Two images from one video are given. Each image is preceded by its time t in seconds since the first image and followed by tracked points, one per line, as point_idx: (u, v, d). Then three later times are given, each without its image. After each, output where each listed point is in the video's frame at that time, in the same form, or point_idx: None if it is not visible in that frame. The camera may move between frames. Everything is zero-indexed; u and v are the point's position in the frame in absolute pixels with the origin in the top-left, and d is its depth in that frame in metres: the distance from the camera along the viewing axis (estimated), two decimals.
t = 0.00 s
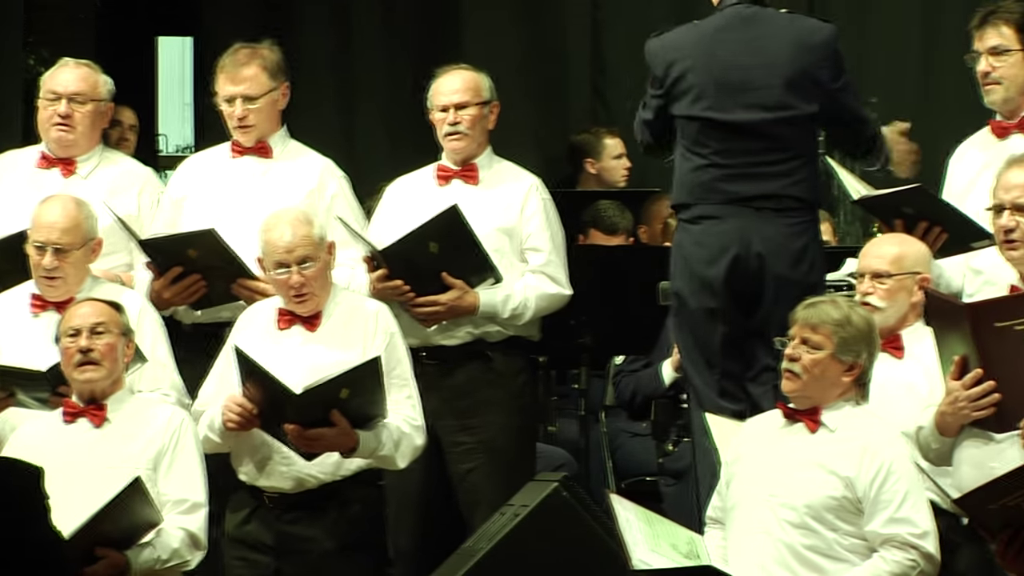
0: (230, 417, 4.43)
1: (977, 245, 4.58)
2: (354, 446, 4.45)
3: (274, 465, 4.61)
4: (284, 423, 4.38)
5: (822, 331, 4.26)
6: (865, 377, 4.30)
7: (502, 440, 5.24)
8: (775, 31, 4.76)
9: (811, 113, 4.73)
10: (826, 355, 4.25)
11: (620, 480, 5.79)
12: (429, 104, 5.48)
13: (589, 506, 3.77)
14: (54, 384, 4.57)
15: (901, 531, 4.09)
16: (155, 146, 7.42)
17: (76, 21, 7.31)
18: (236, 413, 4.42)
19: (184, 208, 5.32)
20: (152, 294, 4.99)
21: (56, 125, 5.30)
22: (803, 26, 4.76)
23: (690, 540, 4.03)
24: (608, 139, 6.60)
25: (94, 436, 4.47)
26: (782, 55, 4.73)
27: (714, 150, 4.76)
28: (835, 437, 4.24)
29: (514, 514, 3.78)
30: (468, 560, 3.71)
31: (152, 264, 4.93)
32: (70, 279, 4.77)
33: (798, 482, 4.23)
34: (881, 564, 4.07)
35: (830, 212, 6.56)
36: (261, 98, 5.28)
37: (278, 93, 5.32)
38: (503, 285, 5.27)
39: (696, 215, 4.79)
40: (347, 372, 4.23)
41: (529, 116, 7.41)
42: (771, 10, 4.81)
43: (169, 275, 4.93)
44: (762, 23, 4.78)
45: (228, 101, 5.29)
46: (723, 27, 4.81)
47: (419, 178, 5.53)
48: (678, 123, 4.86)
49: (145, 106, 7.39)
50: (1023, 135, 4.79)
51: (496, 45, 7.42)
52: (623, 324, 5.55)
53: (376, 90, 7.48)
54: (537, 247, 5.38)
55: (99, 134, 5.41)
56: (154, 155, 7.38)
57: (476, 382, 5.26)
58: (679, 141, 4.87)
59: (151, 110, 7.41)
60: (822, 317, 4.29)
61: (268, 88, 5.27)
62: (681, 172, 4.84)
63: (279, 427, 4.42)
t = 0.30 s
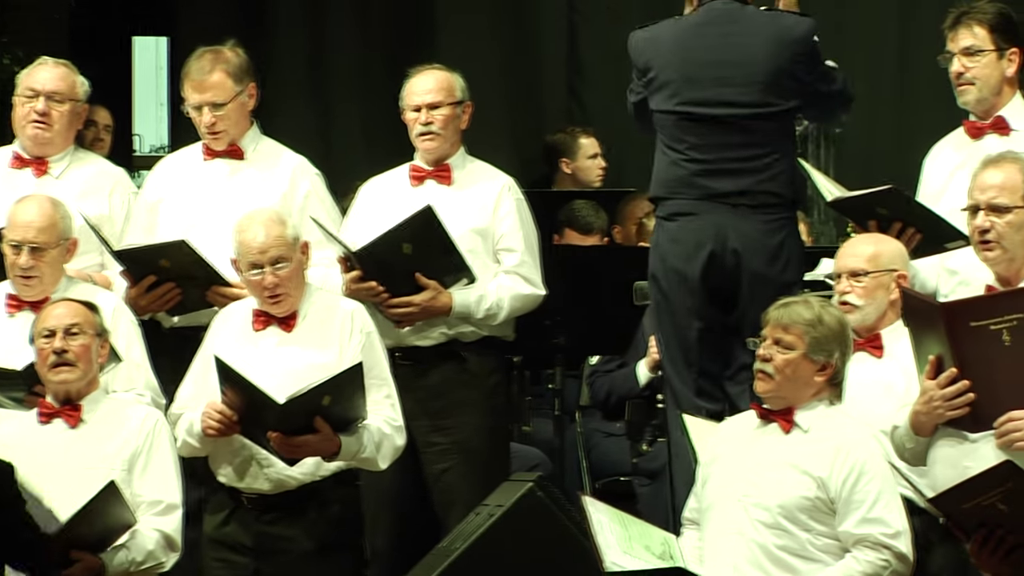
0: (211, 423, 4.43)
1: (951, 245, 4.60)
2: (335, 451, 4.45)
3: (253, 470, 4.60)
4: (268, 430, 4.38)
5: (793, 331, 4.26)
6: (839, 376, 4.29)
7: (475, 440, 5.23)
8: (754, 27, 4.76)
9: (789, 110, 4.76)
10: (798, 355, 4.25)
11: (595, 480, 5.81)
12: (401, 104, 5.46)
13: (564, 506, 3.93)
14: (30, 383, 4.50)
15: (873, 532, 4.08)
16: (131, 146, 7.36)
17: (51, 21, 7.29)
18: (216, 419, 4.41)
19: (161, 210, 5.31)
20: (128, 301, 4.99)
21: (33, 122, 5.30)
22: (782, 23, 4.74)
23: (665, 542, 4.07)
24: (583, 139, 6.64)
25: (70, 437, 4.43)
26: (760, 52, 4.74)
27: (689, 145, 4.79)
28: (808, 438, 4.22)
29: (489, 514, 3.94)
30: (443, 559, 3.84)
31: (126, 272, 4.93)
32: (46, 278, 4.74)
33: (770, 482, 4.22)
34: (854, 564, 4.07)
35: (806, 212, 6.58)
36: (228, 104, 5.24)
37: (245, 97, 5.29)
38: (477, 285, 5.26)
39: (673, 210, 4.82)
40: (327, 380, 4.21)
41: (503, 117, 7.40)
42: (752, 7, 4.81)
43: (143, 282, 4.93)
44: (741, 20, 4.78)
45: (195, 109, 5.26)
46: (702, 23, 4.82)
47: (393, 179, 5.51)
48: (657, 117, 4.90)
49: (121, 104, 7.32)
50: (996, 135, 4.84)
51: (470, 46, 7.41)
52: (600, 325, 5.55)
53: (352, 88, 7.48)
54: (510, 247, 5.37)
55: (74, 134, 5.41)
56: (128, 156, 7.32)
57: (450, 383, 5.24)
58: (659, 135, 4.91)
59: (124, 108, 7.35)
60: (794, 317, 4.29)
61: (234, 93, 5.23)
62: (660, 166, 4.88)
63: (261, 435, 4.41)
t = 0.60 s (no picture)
0: (193, 423, 4.42)
1: (929, 244, 4.62)
2: (319, 450, 4.46)
3: (234, 467, 4.58)
4: (251, 431, 4.39)
5: (768, 330, 4.18)
6: (814, 376, 4.21)
7: (452, 440, 5.22)
8: (740, 32, 4.79)
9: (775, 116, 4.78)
10: (773, 355, 4.16)
11: (572, 480, 5.82)
12: (377, 104, 5.43)
13: (542, 506, 3.80)
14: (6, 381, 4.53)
15: (851, 531, 4.00)
16: (108, 146, 7.44)
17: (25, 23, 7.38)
18: (199, 419, 4.41)
19: (138, 215, 5.30)
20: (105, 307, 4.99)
21: (9, 121, 5.31)
22: (768, 28, 4.79)
23: (643, 543, 4.04)
24: (560, 139, 6.78)
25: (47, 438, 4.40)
26: (747, 57, 4.77)
27: (676, 150, 4.80)
28: (784, 437, 4.14)
29: (466, 515, 3.81)
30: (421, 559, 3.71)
31: (101, 278, 4.92)
32: (23, 277, 4.74)
33: (747, 483, 4.13)
34: (832, 564, 3.98)
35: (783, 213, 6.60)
36: (200, 107, 5.23)
37: (218, 100, 5.27)
38: (453, 285, 5.25)
39: (658, 215, 4.82)
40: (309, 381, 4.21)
41: (481, 118, 7.42)
42: (737, 11, 4.84)
43: (119, 288, 4.92)
44: (727, 24, 4.81)
45: (169, 114, 5.25)
46: (687, 27, 4.85)
47: (370, 179, 5.49)
48: (641, 121, 4.90)
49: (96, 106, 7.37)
50: (974, 135, 4.88)
51: (448, 46, 7.42)
52: (577, 324, 5.58)
53: (330, 88, 7.50)
54: (487, 247, 5.36)
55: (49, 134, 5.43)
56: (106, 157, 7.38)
57: (426, 383, 5.23)
58: (643, 139, 4.91)
59: (101, 109, 7.45)
60: (767, 317, 4.21)
61: (206, 96, 5.22)
62: (644, 171, 4.88)
63: (244, 434, 4.42)
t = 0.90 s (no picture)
0: (171, 425, 4.41)
1: (908, 244, 4.65)
2: (298, 451, 4.46)
3: (212, 468, 4.58)
4: (228, 433, 4.39)
5: (743, 328, 4.11)
6: (790, 374, 4.13)
7: (430, 440, 5.22)
8: (730, 29, 4.77)
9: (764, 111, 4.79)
10: (748, 353, 4.09)
11: (550, 479, 5.83)
12: (354, 103, 5.41)
13: (519, 505, 3.72)
14: None
15: (830, 531, 3.91)
16: (85, 146, 7.49)
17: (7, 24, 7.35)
18: (177, 421, 4.39)
19: (115, 215, 5.31)
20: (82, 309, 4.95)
21: None
22: (759, 26, 4.77)
23: (620, 546, 4.01)
24: (538, 139, 6.82)
25: (27, 439, 4.40)
26: (736, 55, 4.76)
27: (661, 143, 4.82)
28: (761, 437, 4.06)
29: (444, 515, 3.72)
30: (399, 559, 3.62)
31: (77, 278, 4.89)
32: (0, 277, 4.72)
33: (725, 484, 4.04)
34: (814, 563, 3.89)
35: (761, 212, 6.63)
36: (179, 104, 5.23)
37: (197, 98, 5.28)
38: (430, 285, 5.24)
39: (641, 208, 4.84)
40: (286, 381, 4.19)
41: (459, 117, 7.43)
42: (730, 7, 4.81)
43: (95, 288, 4.89)
44: (718, 21, 4.78)
45: (147, 109, 5.24)
46: (678, 20, 4.82)
47: (346, 179, 5.47)
48: (628, 110, 4.91)
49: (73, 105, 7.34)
50: (954, 135, 4.98)
51: (424, 47, 7.44)
52: (555, 324, 5.58)
53: (307, 87, 7.51)
54: (464, 247, 5.35)
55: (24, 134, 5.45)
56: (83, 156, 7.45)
57: (404, 383, 5.22)
58: (628, 129, 4.92)
59: (79, 109, 7.48)
60: (743, 314, 4.14)
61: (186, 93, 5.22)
62: (629, 161, 4.89)
63: (221, 436, 4.41)
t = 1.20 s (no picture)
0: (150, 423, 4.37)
1: (890, 242, 4.64)
2: (275, 448, 4.42)
3: (191, 467, 4.55)
4: (204, 428, 4.34)
5: (722, 328, 4.09)
6: (769, 374, 4.10)
7: (409, 440, 5.21)
8: (721, 34, 4.81)
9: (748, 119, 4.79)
10: (727, 352, 4.06)
11: (529, 480, 5.83)
12: (334, 101, 5.41)
13: (500, 507, 3.66)
14: None
15: (810, 530, 3.89)
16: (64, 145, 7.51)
17: None
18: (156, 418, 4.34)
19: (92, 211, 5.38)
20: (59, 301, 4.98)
21: None
22: (750, 32, 4.80)
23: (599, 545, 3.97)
24: (518, 139, 6.84)
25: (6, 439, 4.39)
26: (726, 60, 4.78)
27: (649, 145, 4.83)
28: (741, 437, 4.03)
29: (424, 515, 3.65)
30: (377, 562, 3.56)
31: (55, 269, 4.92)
32: None
33: (706, 483, 4.01)
34: (794, 562, 3.86)
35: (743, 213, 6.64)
36: (164, 94, 5.32)
37: (181, 92, 5.37)
38: (409, 284, 5.23)
39: (630, 211, 4.85)
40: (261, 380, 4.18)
41: (437, 115, 7.43)
42: (723, 13, 4.86)
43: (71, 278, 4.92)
44: (710, 25, 4.83)
45: (131, 99, 5.33)
46: (668, 24, 4.88)
47: (326, 179, 5.47)
48: (618, 114, 4.94)
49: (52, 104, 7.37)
50: (936, 135, 5.03)
51: (403, 45, 7.43)
52: (534, 324, 5.58)
53: (285, 85, 7.50)
54: (443, 247, 5.34)
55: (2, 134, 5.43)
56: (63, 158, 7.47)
57: (382, 383, 5.21)
58: (619, 135, 4.95)
59: (60, 111, 7.49)
60: (722, 315, 4.12)
61: (171, 85, 5.31)
62: (618, 165, 4.92)
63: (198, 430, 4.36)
